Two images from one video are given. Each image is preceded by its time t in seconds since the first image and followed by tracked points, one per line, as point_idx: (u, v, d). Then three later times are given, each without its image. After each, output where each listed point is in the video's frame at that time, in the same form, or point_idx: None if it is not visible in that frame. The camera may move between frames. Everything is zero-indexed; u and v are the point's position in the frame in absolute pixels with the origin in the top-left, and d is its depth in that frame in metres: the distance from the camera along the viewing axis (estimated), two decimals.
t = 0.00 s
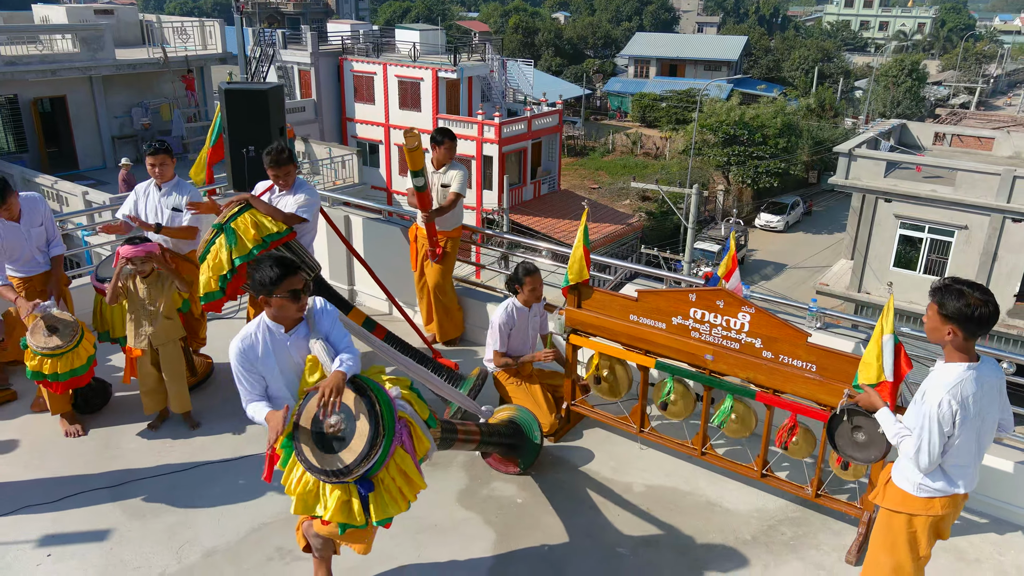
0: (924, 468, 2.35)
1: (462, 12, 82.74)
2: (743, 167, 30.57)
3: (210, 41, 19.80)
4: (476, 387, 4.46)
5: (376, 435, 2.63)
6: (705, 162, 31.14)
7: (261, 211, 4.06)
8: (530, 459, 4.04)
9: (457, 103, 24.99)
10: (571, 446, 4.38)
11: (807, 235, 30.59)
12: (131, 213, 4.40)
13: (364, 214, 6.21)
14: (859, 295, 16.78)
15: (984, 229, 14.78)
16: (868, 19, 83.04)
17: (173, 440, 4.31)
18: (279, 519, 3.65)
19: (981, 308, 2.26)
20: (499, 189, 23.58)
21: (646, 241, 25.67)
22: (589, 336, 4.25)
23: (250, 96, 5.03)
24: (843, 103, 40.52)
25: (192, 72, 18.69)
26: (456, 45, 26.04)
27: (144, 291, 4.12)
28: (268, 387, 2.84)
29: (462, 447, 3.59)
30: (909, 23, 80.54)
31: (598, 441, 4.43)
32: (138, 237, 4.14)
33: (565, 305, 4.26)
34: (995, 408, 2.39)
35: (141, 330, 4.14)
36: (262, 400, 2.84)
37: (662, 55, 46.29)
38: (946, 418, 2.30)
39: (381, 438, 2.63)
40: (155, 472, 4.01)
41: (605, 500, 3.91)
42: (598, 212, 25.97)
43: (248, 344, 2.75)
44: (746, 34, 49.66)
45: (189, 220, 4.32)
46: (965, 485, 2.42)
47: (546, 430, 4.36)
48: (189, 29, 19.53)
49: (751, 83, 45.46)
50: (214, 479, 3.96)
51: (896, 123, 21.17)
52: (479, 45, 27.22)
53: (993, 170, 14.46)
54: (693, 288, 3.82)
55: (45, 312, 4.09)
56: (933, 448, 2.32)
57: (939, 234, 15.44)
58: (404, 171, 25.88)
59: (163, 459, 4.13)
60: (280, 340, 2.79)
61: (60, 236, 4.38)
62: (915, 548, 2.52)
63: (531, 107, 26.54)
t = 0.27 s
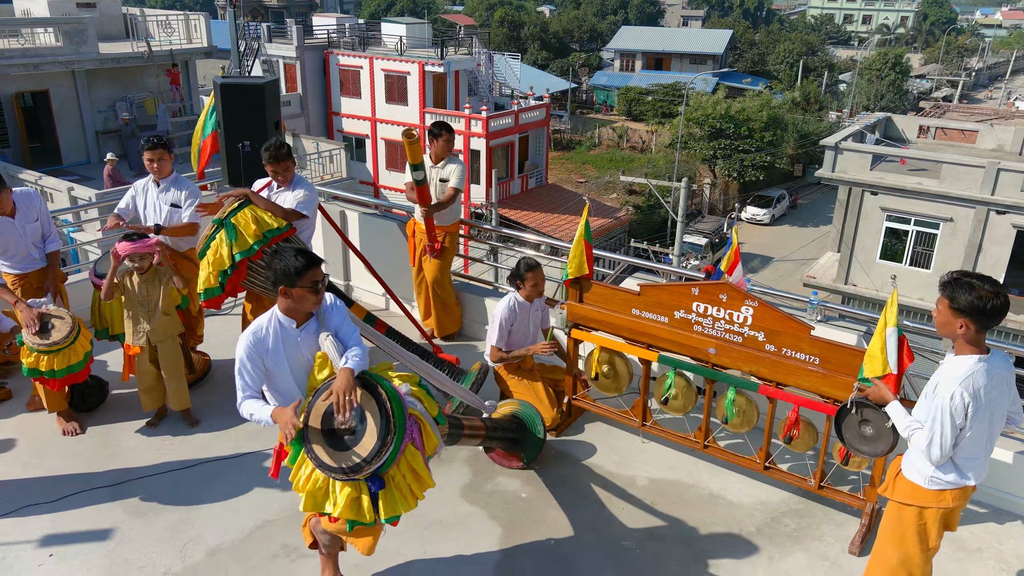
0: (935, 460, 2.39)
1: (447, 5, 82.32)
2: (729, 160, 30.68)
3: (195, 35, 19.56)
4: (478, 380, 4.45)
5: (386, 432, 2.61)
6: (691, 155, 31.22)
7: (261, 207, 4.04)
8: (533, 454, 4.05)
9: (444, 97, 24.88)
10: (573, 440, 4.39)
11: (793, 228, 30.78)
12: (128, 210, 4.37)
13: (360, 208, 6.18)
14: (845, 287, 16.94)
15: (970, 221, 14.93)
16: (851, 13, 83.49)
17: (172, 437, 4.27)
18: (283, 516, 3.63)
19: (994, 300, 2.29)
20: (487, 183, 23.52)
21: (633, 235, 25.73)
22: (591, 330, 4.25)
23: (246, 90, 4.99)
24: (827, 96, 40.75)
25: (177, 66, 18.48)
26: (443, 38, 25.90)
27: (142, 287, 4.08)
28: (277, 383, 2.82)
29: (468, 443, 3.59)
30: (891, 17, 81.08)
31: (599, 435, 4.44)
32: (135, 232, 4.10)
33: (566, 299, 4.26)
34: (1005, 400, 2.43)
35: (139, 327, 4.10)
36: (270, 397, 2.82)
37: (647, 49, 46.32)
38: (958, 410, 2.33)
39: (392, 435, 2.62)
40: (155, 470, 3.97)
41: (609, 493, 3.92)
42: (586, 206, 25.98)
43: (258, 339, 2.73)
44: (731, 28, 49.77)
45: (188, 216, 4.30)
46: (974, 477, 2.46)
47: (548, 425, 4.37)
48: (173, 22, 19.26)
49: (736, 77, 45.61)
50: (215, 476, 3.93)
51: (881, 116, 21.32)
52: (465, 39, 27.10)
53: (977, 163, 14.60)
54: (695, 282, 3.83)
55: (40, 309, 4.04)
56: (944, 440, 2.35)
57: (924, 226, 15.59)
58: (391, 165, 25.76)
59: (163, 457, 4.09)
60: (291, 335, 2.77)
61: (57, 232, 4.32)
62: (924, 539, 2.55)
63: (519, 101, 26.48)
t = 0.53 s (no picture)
0: (936, 451, 2.42)
1: None
2: (713, 153, 30.79)
3: (177, 28, 19.28)
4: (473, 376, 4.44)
5: (390, 429, 2.61)
6: (676, 148, 31.29)
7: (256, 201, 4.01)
8: (530, 449, 4.04)
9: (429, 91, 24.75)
10: (569, 434, 4.40)
11: (776, 221, 30.98)
12: (118, 208, 4.32)
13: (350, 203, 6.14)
14: (829, 279, 17.08)
15: (952, 212, 15.03)
16: (832, 6, 83.99)
17: (166, 436, 4.23)
18: (281, 514, 3.61)
19: (994, 292, 2.31)
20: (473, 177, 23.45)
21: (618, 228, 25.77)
22: (587, 325, 4.26)
23: (236, 85, 4.93)
24: (809, 89, 41.00)
25: (158, 60, 18.23)
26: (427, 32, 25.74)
27: (135, 283, 4.07)
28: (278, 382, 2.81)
29: (467, 438, 3.62)
30: (872, 10, 81.65)
31: (596, 429, 4.45)
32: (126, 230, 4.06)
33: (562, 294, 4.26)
34: (1005, 391, 2.46)
35: (131, 324, 4.06)
36: (271, 394, 2.81)
37: (631, 42, 46.32)
38: (960, 402, 2.36)
39: (395, 432, 2.61)
40: (149, 469, 3.93)
41: (607, 487, 3.93)
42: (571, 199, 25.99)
43: (261, 336, 2.71)
44: (713, 21, 49.91)
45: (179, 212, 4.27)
46: (974, 467, 2.49)
47: (545, 419, 4.37)
48: (154, 16, 18.96)
49: (719, 70, 45.76)
50: (210, 475, 3.90)
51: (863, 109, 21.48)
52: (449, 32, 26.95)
53: (958, 155, 14.74)
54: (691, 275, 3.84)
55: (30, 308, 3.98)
56: (947, 431, 2.38)
57: (907, 219, 15.76)
58: (375, 160, 25.61)
59: (156, 456, 4.04)
60: (293, 332, 2.76)
61: (45, 230, 4.25)
62: (925, 530, 2.58)
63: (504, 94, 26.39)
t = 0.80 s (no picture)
0: (933, 441, 2.45)
1: None
2: (696, 146, 30.89)
3: (156, 21, 18.96)
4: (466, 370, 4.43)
5: (387, 424, 2.59)
6: (658, 142, 31.35)
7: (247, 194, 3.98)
8: (524, 443, 4.05)
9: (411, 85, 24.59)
10: (562, 428, 4.40)
11: (758, 214, 31.18)
12: (102, 203, 4.26)
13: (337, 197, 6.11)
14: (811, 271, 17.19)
15: (931, 205, 15.24)
16: None
17: (155, 433, 4.18)
18: (275, 511, 3.59)
19: (987, 282, 2.34)
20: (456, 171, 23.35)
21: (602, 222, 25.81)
22: (579, 319, 4.27)
23: (222, 77, 4.86)
24: (790, 82, 41.22)
25: (137, 54, 17.95)
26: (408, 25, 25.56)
27: (120, 280, 4.02)
28: (273, 379, 2.79)
29: (462, 433, 3.61)
30: (850, 4, 82.29)
31: (589, 423, 4.46)
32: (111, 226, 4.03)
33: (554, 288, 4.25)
34: (999, 380, 2.49)
35: (117, 322, 4.02)
36: (266, 392, 2.78)
37: (613, 35, 46.29)
38: (956, 392, 2.39)
39: (393, 427, 2.60)
40: (139, 468, 3.88)
41: (601, 480, 3.94)
42: (555, 193, 26.00)
43: (254, 332, 2.68)
44: (695, 14, 50.01)
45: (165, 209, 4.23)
46: (970, 456, 2.53)
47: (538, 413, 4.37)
48: (132, 9, 18.63)
49: (701, 63, 45.88)
50: (202, 473, 3.86)
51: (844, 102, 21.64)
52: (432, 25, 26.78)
53: (938, 147, 14.89)
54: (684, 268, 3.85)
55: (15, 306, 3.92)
56: (942, 421, 2.41)
57: (888, 211, 15.94)
58: (358, 154, 25.43)
59: (147, 454, 4.00)
60: (286, 328, 2.74)
61: (29, 226, 4.18)
62: (920, 519, 2.61)
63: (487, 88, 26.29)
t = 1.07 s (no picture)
0: (924, 430, 2.48)
1: None
2: (679, 139, 30.99)
3: (134, 14, 18.65)
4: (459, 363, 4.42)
5: (383, 418, 2.59)
6: (642, 135, 31.41)
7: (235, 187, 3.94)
8: (517, 436, 4.04)
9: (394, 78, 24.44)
10: (554, 421, 4.41)
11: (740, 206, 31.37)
12: (84, 197, 4.16)
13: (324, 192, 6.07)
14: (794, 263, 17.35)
15: (912, 197, 15.37)
16: None
17: (143, 431, 4.12)
18: (268, 507, 3.56)
19: (979, 272, 2.36)
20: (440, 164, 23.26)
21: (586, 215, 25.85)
22: (571, 312, 4.27)
23: (208, 71, 4.80)
24: (772, 75, 41.44)
25: (116, 47, 17.66)
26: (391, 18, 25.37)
27: (107, 277, 3.96)
28: (265, 372, 2.76)
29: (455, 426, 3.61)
30: None
31: (581, 416, 4.47)
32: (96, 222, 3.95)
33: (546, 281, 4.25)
34: (990, 370, 2.52)
35: (105, 319, 3.96)
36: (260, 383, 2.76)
37: (595, 28, 46.25)
38: (947, 381, 2.42)
39: (388, 419, 2.59)
40: (128, 466, 3.84)
41: (594, 472, 3.95)
42: (539, 186, 25.97)
43: (246, 324, 2.66)
44: (676, 7, 50.09)
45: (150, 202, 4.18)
46: (960, 445, 2.56)
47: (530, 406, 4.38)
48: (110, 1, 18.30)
49: (683, 56, 45.99)
50: (193, 470, 3.82)
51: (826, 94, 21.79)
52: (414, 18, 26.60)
53: (919, 139, 15.04)
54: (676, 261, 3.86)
55: None
56: (933, 411, 2.44)
57: (870, 203, 16.08)
58: (341, 148, 25.26)
59: (136, 453, 3.95)
60: (279, 321, 2.71)
61: (12, 222, 4.10)
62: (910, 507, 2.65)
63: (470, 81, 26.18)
